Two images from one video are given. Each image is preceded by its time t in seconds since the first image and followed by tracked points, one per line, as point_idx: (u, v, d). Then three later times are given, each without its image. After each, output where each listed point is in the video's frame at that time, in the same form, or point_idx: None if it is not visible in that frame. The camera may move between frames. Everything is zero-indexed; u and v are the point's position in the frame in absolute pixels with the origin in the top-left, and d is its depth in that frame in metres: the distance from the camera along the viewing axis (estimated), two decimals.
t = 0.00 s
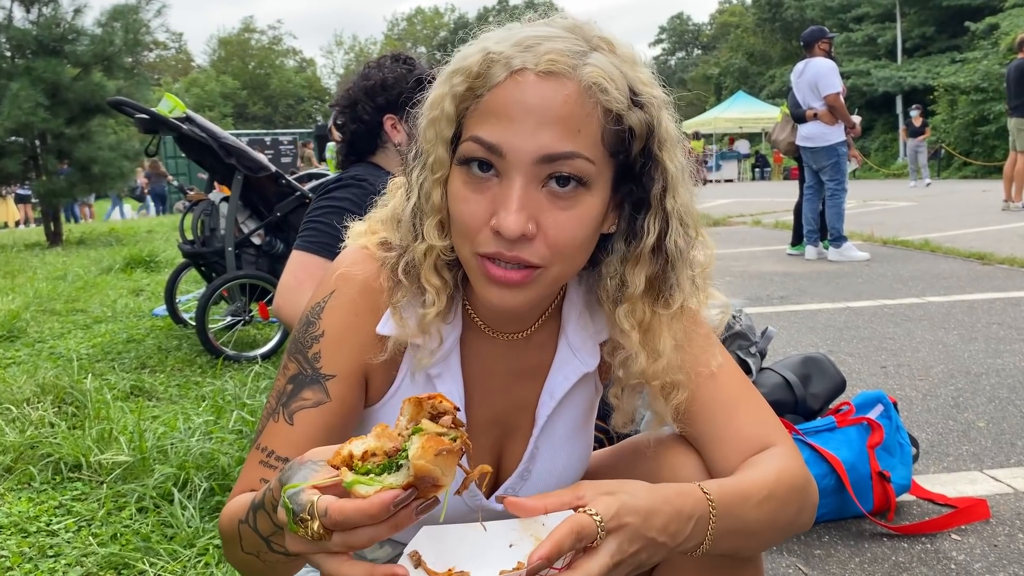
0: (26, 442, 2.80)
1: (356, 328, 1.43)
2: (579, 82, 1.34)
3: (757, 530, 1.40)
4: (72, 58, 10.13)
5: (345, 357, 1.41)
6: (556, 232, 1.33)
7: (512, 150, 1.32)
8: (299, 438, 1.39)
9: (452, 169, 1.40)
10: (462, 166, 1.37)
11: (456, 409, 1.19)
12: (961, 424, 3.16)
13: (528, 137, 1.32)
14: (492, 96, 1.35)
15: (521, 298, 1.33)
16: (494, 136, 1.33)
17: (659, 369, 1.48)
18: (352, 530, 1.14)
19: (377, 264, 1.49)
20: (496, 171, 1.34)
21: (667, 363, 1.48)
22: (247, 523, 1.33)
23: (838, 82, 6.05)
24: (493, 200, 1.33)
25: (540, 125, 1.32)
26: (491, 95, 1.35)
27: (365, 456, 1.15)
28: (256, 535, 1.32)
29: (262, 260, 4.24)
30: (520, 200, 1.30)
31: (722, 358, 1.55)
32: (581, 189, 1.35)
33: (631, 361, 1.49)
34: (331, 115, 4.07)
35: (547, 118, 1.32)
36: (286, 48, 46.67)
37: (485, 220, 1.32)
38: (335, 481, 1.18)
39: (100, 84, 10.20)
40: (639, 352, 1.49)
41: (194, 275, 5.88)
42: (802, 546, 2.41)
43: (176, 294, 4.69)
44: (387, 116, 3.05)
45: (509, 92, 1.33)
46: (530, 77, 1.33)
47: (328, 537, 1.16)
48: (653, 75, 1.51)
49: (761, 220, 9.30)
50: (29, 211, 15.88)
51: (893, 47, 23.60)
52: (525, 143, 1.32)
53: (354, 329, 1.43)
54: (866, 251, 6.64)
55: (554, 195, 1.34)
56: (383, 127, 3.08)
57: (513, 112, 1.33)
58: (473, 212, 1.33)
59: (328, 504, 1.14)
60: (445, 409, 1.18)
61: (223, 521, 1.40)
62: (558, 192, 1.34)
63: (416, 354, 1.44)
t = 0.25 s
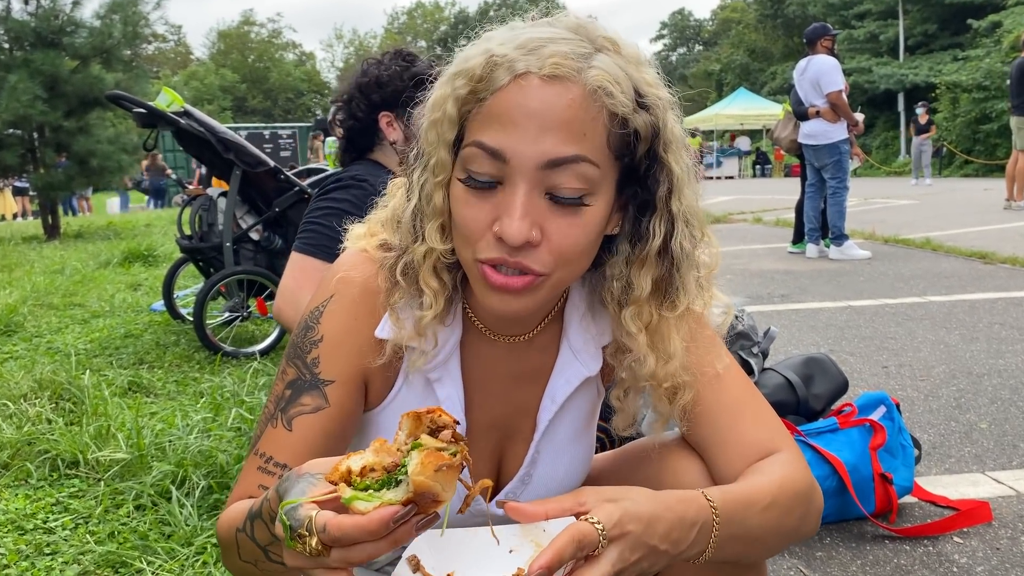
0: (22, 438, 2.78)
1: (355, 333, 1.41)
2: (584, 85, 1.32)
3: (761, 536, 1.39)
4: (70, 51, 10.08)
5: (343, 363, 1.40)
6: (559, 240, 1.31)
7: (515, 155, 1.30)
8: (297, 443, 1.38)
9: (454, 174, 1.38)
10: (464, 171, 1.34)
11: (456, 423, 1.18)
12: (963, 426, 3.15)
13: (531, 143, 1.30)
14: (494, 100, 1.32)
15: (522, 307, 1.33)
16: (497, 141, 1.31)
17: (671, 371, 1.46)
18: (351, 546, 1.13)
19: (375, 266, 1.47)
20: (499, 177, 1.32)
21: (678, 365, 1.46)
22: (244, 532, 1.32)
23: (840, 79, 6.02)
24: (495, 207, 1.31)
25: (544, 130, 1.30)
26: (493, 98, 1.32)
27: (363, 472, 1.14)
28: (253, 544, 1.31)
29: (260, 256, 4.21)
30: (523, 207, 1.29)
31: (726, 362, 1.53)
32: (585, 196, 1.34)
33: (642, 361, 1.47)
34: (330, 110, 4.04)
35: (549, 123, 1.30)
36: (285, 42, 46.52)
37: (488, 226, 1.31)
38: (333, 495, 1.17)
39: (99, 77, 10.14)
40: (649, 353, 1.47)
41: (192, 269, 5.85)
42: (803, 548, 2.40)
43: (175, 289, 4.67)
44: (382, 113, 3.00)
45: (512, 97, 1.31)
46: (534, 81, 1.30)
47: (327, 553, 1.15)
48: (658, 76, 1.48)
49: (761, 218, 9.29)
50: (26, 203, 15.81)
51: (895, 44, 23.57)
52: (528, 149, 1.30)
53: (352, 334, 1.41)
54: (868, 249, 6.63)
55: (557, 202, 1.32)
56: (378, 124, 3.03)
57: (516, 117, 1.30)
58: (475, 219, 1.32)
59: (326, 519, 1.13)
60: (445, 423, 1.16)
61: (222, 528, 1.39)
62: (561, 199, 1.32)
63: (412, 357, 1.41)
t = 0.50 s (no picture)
0: (18, 430, 2.74)
1: (359, 329, 1.38)
2: (599, 80, 1.29)
3: (767, 540, 1.37)
4: (68, 39, 10.01)
5: (346, 358, 1.37)
6: (570, 239, 1.29)
7: (528, 151, 1.27)
8: (299, 440, 1.35)
9: (463, 170, 1.35)
10: (474, 167, 1.32)
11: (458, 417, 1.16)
12: (965, 424, 3.14)
13: (544, 138, 1.27)
14: (506, 95, 1.29)
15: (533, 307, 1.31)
16: (509, 136, 1.28)
17: (681, 371, 1.43)
18: (353, 544, 1.10)
19: (380, 261, 1.45)
20: (510, 173, 1.29)
21: (688, 366, 1.43)
22: (242, 529, 1.30)
23: (844, 74, 5.99)
24: (507, 203, 1.28)
25: (558, 126, 1.27)
26: (505, 93, 1.29)
27: (365, 469, 1.11)
28: (252, 542, 1.29)
29: (259, 247, 4.19)
30: (535, 205, 1.26)
31: (736, 361, 1.51)
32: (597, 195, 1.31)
33: (651, 362, 1.44)
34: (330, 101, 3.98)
35: (562, 118, 1.27)
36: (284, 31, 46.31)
37: (499, 224, 1.28)
38: (333, 493, 1.14)
39: (97, 65, 10.07)
40: (659, 354, 1.44)
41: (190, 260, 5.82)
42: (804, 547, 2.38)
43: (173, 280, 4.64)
44: (375, 105, 2.87)
45: (525, 91, 1.28)
46: (547, 75, 1.28)
47: (328, 552, 1.12)
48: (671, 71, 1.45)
49: (762, 213, 9.27)
50: (24, 193, 15.74)
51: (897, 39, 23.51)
52: (542, 145, 1.27)
53: (356, 329, 1.38)
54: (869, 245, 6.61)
55: (569, 199, 1.29)
56: (371, 116, 2.91)
57: (529, 111, 1.27)
58: (486, 216, 1.29)
59: (327, 517, 1.10)
60: (448, 418, 1.14)
61: (218, 524, 1.37)
62: (574, 196, 1.29)
63: (421, 355, 1.38)
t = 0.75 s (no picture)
0: (13, 420, 2.71)
1: (361, 324, 1.35)
2: (617, 66, 1.25)
3: (775, 545, 1.35)
4: (65, 24, 9.92)
5: (348, 354, 1.34)
6: (584, 230, 1.26)
7: (545, 137, 1.24)
8: (297, 436, 1.32)
9: (475, 156, 1.31)
10: (487, 153, 1.28)
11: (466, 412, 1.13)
12: (967, 421, 3.12)
13: (562, 125, 1.24)
14: (523, 78, 1.25)
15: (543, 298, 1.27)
16: (525, 121, 1.25)
17: (693, 368, 1.41)
18: (361, 543, 1.07)
19: (384, 255, 1.41)
20: (525, 160, 1.26)
21: (699, 362, 1.41)
22: (238, 527, 1.28)
23: (848, 66, 5.94)
24: (521, 191, 1.25)
25: (576, 112, 1.24)
26: (522, 77, 1.26)
27: (371, 467, 1.08)
28: (249, 540, 1.27)
29: (257, 237, 4.15)
30: (550, 192, 1.23)
31: (746, 361, 1.48)
32: (613, 187, 1.28)
33: (663, 358, 1.41)
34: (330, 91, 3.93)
35: (581, 103, 1.24)
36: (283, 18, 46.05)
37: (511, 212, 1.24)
38: (339, 491, 1.11)
39: (94, 51, 9.98)
40: (670, 350, 1.41)
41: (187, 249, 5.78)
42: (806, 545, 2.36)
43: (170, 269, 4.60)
44: (377, 93, 2.83)
45: (542, 75, 1.24)
46: (565, 59, 1.24)
47: (335, 551, 1.09)
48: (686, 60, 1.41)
49: (763, 206, 9.23)
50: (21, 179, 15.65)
51: (899, 31, 23.40)
52: (559, 131, 1.24)
53: (358, 324, 1.35)
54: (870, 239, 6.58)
55: (584, 188, 1.26)
56: (373, 104, 2.86)
57: (545, 96, 1.24)
58: (498, 204, 1.26)
59: (334, 516, 1.07)
60: (457, 413, 1.12)
61: (214, 521, 1.34)
62: (589, 186, 1.27)
63: (425, 349, 1.36)
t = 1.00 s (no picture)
0: (8, 407, 2.67)
1: (364, 317, 1.31)
2: (639, 40, 1.22)
3: (783, 550, 1.32)
4: (63, 6, 9.81)
5: (348, 347, 1.30)
6: (601, 204, 1.22)
7: (565, 107, 1.20)
8: (292, 429, 1.29)
9: (490, 130, 1.28)
10: (503, 125, 1.25)
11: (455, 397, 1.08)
12: (971, 416, 3.09)
13: (583, 94, 1.20)
14: (543, 48, 1.22)
15: (557, 273, 1.22)
16: (545, 89, 1.22)
17: (704, 360, 1.38)
18: (357, 542, 1.04)
19: (388, 244, 1.37)
20: (543, 132, 1.22)
21: (709, 355, 1.39)
22: (228, 522, 1.25)
23: (854, 56, 5.88)
24: (538, 162, 1.21)
25: (598, 82, 1.20)
26: (542, 47, 1.23)
27: (362, 462, 1.04)
28: (239, 536, 1.25)
29: (255, 223, 4.10)
30: (570, 162, 1.19)
31: (757, 361, 1.45)
32: (631, 162, 1.25)
33: (675, 348, 1.38)
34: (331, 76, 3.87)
35: (604, 73, 1.20)
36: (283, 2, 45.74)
37: (528, 183, 1.20)
38: (330, 490, 1.08)
39: (92, 34, 9.88)
40: (682, 341, 1.38)
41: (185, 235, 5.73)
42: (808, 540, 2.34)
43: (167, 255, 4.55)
44: (379, 78, 2.77)
45: (562, 45, 1.21)
46: (587, 30, 1.21)
47: (332, 552, 1.06)
48: (705, 43, 1.38)
49: (764, 196, 9.19)
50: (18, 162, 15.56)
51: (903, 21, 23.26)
52: (580, 100, 1.20)
53: (359, 316, 1.31)
54: (872, 231, 6.55)
55: (603, 162, 1.23)
56: (373, 89, 2.81)
57: (566, 65, 1.21)
58: (514, 174, 1.21)
59: (327, 518, 1.04)
60: (448, 402, 1.06)
61: (203, 515, 1.31)
62: (608, 160, 1.23)
63: (427, 337, 1.31)
